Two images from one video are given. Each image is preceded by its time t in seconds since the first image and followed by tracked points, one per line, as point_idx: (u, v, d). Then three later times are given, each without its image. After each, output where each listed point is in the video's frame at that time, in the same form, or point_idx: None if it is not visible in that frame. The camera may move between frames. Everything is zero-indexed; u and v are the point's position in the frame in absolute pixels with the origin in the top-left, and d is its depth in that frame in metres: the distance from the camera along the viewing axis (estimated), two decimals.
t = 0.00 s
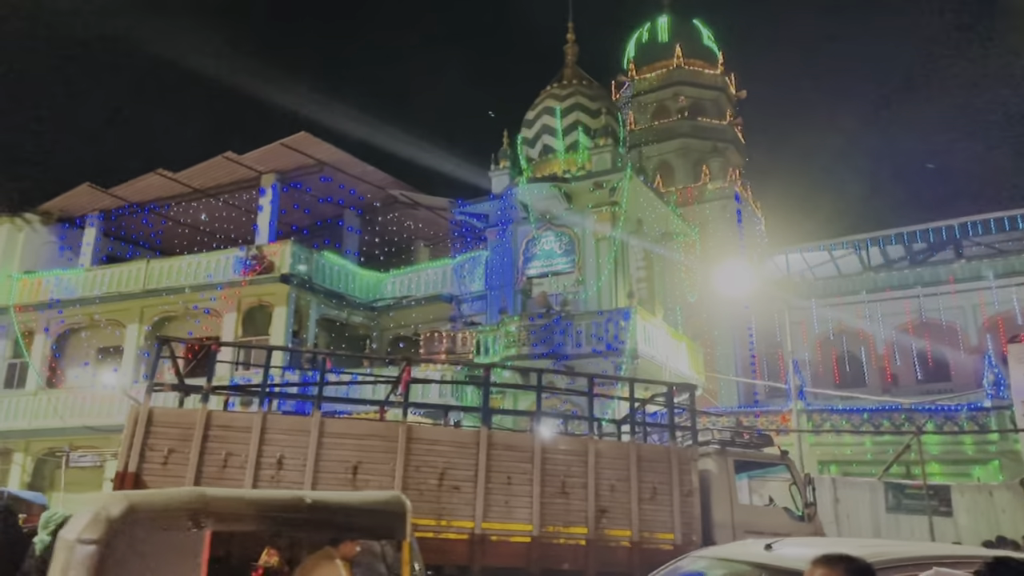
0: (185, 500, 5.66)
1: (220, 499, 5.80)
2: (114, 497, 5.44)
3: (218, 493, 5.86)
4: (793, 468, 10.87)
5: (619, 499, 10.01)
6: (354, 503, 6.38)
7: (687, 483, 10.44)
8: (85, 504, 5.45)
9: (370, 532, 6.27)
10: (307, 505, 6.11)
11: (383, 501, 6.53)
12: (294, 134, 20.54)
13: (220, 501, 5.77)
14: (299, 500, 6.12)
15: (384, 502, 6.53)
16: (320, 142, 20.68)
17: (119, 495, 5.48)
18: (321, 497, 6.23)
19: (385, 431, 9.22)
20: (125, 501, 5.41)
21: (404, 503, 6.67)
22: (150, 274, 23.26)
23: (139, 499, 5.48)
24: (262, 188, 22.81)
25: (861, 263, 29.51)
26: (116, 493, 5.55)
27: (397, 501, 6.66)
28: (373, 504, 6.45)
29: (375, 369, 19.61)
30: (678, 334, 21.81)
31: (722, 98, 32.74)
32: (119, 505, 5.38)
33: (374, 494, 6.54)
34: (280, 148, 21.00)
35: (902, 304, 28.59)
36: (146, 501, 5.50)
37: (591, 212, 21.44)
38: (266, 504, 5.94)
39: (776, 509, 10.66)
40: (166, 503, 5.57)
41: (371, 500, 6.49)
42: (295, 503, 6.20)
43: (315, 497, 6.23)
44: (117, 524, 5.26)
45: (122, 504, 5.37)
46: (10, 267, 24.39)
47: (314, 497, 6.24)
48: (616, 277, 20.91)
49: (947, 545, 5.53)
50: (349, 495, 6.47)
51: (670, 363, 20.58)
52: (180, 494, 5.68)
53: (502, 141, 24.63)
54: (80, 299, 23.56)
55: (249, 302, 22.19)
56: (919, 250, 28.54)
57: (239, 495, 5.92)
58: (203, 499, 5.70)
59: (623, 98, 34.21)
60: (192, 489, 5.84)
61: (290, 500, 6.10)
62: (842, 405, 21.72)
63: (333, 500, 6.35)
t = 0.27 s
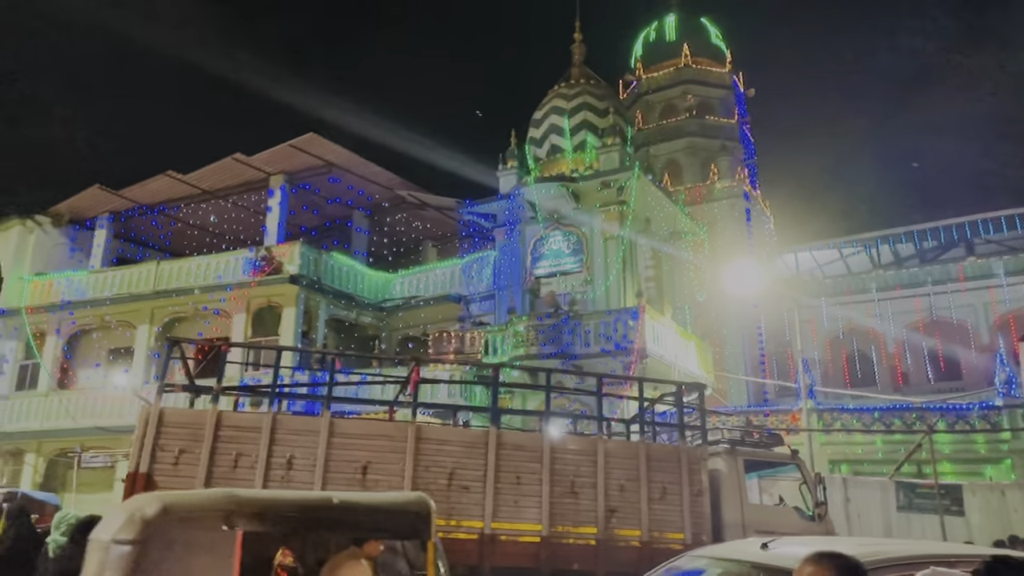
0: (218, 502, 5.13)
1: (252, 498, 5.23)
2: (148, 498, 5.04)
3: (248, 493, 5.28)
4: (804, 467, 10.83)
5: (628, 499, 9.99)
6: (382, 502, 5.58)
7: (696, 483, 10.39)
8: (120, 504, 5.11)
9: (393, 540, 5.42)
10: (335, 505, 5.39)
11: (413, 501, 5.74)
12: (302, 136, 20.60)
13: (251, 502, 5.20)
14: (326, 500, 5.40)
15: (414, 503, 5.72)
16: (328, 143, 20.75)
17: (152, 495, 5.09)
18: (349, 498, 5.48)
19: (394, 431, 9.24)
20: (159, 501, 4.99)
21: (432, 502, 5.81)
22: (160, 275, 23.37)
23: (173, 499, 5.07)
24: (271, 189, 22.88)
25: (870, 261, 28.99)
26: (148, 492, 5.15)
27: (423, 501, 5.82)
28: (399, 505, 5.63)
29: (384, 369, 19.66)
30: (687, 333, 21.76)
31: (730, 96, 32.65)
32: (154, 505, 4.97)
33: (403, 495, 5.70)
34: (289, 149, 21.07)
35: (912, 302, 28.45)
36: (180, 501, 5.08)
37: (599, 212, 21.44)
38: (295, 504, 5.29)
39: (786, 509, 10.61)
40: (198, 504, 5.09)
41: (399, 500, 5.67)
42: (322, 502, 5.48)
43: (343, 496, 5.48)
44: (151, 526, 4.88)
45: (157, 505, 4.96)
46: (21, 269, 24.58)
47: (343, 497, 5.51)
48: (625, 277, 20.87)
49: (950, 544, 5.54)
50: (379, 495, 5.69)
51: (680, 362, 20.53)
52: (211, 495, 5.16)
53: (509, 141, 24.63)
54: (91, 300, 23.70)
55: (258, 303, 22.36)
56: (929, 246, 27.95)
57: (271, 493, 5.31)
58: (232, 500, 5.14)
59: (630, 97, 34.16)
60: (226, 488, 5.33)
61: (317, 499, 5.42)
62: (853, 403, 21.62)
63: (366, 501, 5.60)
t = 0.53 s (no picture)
0: (248, 501, 5.54)
1: (283, 502, 5.66)
2: (181, 499, 5.32)
3: (280, 495, 5.74)
4: (814, 466, 10.77)
5: (638, 499, 9.97)
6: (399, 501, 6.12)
7: (706, 482, 10.36)
8: (156, 503, 5.38)
9: (412, 534, 6.02)
10: (361, 505, 5.92)
11: (430, 501, 6.27)
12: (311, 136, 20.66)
13: (282, 503, 5.65)
14: (352, 501, 5.91)
15: (432, 503, 6.27)
16: (336, 144, 20.80)
17: (186, 496, 5.37)
18: (375, 498, 6.02)
19: (404, 431, 9.25)
20: (192, 501, 5.31)
21: (453, 503, 6.37)
22: (170, 276, 23.47)
23: (206, 501, 5.37)
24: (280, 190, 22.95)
25: (880, 258, 28.13)
26: (181, 495, 5.44)
27: (445, 501, 6.40)
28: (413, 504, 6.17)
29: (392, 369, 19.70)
30: (696, 332, 21.72)
31: (738, 94, 32.54)
32: (187, 506, 5.26)
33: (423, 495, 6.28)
34: (297, 150, 21.13)
35: (923, 301, 28.31)
36: (212, 503, 5.37)
37: (607, 211, 21.42)
38: (320, 505, 5.77)
39: (797, 508, 10.55)
40: (229, 506, 5.43)
41: (417, 499, 6.25)
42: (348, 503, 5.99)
43: (368, 497, 6.03)
44: (187, 524, 5.15)
45: (190, 504, 5.26)
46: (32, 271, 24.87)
47: (368, 498, 6.04)
48: (633, 276, 20.82)
49: (956, 543, 5.53)
50: (396, 494, 6.24)
51: (689, 361, 20.48)
52: (243, 496, 5.57)
53: (517, 140, 24.61)
54: (101, 302, 23.82)
55: (267, 304, 22.42)
56: (940, 243, 27.14)
57: (298, 496, 5.78)
58: (264, 501, 5.56)
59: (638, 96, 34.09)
60: (254, 491, 5.73)
61: (342, 500, 5.89)
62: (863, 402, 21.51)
63: (383, 499, 6.16)
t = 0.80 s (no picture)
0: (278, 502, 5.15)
1: (313, 501, 5.28)
2: (213, 499, 5.01)
3: (310, 497, 5.34)
4: (825, 466, 10.72)
5: (648, 498, 9.95)
6: (426, 501, 5.62)
7: (716, 482, 10.32)
8: (186, 504, 5.07)
9: (437, 536, 5.47)
10: (388, 506, 5.46)
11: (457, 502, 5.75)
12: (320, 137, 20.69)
13: (313, 503, 5.26)
14: (379, 501, 5.47)
15: (458, 504, 5.76)
16: (344, 144, 20.83)
17: (218, 497, 5.05)
18: (403, 498, 5.56)
19: (413, 431, 9.26)
20: (224, 501, 4.97)
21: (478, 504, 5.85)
22: (179, 277, 23.58)
23: (237, 501, 5.01)
24: (288, 191, 23.01)
25: (890, 255, 27.83)
26: (213, 496, 5.10)
27: (469, 502, 5.88)
28: (439, 504, 5.66)
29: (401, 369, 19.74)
30: (705, 331, 21.68)
31: (746, 92, 32.43)
32: (219, 506, 4.93)
33: (446, 497, 5.72)
34: (306, 151, 21.18)
35: (933, 299, 28.16)
36: (244, 503, 5.02)
37: (615, 210, 21.38)
38: (348, 504, 5.35)
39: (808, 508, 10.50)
40: (258, 508, 5.04)
41: (443, 502, 5.70)
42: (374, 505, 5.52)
43: (395, 497, 5.57)
44: (220, 524, 4.80)
45: (222, 504, 4.92)
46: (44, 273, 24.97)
47: (395, 498, 5.59)
48: (642, 275, 20.78)
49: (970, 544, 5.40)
50: (423, 496, 5.71)
51: (698, 360, 20.43)
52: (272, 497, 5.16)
53: (525, 140, 24.60)
54: (112, 303, 23.94)
55: (276, 304, 22.50)
56: (950, 240, 26.99)
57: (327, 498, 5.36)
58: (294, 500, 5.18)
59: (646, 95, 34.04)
60: (282, 493, 5.33)
61: (366, 501, 5.43)
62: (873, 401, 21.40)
63: (413, 501, 5.67)
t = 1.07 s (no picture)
0: (308, 501, 5.46)
1: (341, 501, 5.56)
2: (245, 499, 5.40)
3: (337, 494, 5.64)
4: (836, 464, 10.67)
5: (656, 497, 9.94)
6: (450, 502, 5.84)
7: (725, 481, 10.29)
8: (222, 504, 5.55)
9: (456, 535, 5.67)
10: (413, 506, 5.71)
11: (480, 502, 5.94)
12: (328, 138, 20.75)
13: (341, 503, 5.53)
14: (403, 502, 5.72)
15: (480, 503, 5.95)
16: (352, 145, 20.89)
17: (252, 497, 5.43)
18: (427, 499, 5.79)
19: (422, 430, 9.28)
20: (257, 501, 5.32)
21: (500, 504, 6.06)
22: (189, 278, 23.69)
23: (269, 501, 5.35)
24: (297, 191, 23.08)
25: (901, 253, 28.01)
26: (248, 496, 5.50)
27: (491, 502, 6.08)
28: (461, 504, 5.88)
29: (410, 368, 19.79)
30: (714, 330, 21.61)
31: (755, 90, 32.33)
32: (251, 505, 5.28)
33: (469, 496, 5.94)
34: (314, 151, 21.24)
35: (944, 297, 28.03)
36: (275, 502, 5.36)
37: (623, 209, 21.33)
38: (373, 504, 5.61)
39: (819, 507, 10.47)
40: (291, 505, 5.36)
41: (466, 501, 5.91)
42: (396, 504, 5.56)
43: (421, 498, 5.81)
44: (252, 523, 5.17)
45: (253, 504, 5.27)
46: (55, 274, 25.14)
47: (420, 499, 5.82)
48: (650, 274, 20.77)
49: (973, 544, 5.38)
50: (445, 496, 5.95)
51: (707, 359, 20.38)
52: (304, 496, 5.49)
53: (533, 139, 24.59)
54: (122, 304, 24.07)
55: (285, 304, 22.57)
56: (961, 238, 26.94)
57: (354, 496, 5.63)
58: (323, 501, 5.47)
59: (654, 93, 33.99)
60: (314, 492, 5.63)
61: (392, 501, 5.71)
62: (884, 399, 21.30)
63: (438, 502, 5.89)
